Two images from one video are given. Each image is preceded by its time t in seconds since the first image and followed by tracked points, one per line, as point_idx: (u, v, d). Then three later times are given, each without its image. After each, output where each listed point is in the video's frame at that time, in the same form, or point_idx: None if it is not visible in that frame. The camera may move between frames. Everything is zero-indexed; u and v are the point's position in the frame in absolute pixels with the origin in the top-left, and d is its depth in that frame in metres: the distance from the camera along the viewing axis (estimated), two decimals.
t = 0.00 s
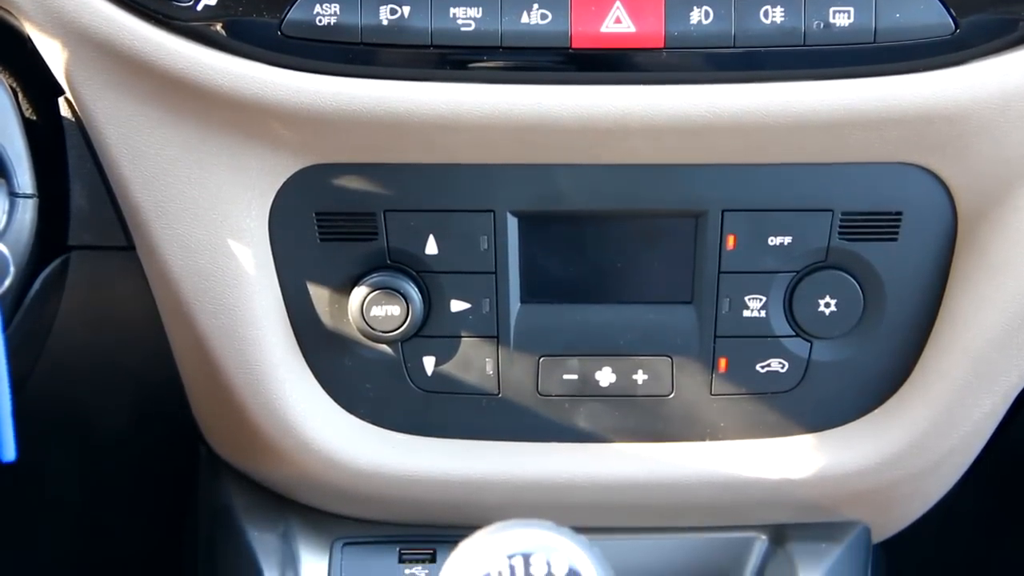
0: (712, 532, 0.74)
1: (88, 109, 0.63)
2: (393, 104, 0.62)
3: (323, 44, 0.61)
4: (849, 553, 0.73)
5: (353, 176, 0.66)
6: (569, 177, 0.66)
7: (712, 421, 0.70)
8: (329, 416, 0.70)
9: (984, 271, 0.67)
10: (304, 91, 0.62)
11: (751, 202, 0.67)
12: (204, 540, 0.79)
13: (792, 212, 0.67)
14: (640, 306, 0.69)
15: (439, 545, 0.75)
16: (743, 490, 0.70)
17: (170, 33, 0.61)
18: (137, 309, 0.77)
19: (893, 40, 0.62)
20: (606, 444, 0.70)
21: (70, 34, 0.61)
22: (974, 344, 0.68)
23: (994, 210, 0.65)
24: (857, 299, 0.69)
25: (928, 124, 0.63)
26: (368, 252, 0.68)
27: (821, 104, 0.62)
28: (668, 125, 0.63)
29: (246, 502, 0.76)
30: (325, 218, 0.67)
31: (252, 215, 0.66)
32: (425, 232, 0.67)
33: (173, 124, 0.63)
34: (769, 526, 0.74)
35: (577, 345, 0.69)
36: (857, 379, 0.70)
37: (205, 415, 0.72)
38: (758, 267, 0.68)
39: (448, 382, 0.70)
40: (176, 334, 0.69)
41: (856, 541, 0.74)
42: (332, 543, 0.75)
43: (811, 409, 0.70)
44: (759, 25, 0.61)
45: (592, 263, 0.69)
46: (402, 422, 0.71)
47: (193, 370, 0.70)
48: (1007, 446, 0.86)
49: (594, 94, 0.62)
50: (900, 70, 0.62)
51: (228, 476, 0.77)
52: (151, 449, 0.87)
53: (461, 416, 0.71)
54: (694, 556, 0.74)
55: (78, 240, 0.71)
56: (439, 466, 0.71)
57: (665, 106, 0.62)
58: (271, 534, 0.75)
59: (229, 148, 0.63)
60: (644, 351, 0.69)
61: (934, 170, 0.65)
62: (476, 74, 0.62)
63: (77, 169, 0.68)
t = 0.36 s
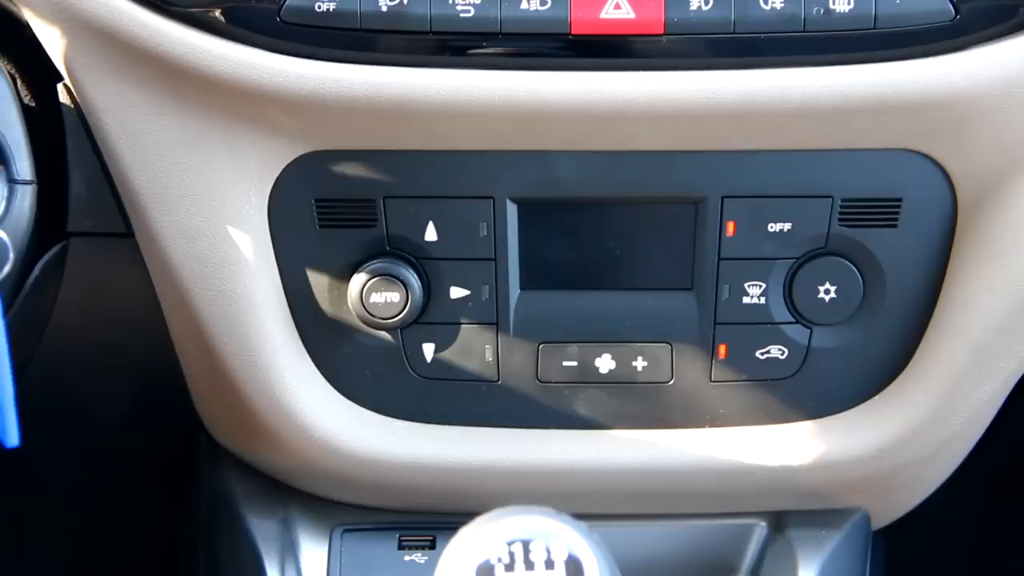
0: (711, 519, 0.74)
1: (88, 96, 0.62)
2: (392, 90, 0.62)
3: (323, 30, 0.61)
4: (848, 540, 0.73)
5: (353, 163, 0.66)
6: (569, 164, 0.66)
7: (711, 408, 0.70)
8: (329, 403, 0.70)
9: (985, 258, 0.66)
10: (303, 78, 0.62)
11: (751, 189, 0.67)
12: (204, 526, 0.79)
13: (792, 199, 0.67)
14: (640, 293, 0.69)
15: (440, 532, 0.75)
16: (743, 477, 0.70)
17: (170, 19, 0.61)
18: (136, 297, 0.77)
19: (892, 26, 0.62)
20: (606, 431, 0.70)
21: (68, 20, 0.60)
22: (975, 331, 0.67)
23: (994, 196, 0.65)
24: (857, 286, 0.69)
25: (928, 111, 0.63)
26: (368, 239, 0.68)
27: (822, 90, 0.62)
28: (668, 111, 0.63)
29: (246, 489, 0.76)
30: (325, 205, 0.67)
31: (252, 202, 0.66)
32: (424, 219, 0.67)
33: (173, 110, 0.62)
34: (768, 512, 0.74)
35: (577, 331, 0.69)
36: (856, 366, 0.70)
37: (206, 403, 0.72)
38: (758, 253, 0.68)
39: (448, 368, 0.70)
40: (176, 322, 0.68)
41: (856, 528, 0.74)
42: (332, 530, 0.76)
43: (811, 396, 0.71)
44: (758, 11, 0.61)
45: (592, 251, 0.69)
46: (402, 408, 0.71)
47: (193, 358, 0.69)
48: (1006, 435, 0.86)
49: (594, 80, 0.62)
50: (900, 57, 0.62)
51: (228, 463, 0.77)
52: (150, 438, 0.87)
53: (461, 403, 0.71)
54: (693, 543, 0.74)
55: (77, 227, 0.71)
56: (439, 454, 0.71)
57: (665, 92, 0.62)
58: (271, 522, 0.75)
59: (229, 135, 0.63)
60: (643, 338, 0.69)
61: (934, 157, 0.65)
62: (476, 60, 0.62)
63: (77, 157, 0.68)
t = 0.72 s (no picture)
0: (711, 506, 0.74)
1: (86, 82, 0.62)
2: (392, 76, 0.62)
3: (325, 16, 0.62)
4: (848, 526, 0.73)
5: (352, 149, 0.66)
6: (569, 150, 0.66)
7: (711, 395, 0.70)
8: (329, 390, 0.70)
9: (985, 244, 0.66)
10: (303, 63, 0.62)
11: (751, 175, 0.66)
12: (203, 513, 0.79)
13: (792, 185, 0.67)
14: (640, 279, 0.69)
15: (440, 518, 0.75)
16: (742, 463, 0.71)
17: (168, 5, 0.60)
18: (135, 284, 0.76)
19: (892, 12, 0.62)
20: (606, 417, 0.70)
21: (67, 6, 0.60)
22: (974, 318, 0.67)
23: (993, 182, 0.65)
24: (857, 272, 0.68)
25: (928, 97, 0.63)
26: (367, 226, 0.67)
27: (821, 76, 0.62)
28: (668, 97, 0.63)
29: (246, 476, 0.76)
30: (324, 192, 0.67)
31: (252, 188, 0.65)
32: (424, 205, 0.67)
33: (172, 95, 0.62)
34: (768, 499, 0.74)
35: (577, 318, 0.69)
36: (856, 353, 0.70)
37: (206, 390, 0.72)
38: (757, 240, 0.68)
39: (447, 355, 0.70)
40: (176, 309, 0.68)
41: (855, 514, 0.74)
42: (333, 516, 0.76)
43: (810, 382, 0.71)
44: None
45: (592, 237, 0.69)
46: (401, 395, 0.71)
47: (193, 346, 0.69)
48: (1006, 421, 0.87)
49: (594, 66, 0.62)
50: (899, 42, 0.62)
51: (228, 449, 0.77)
52: (149, 426, 0.88)
53: (460, 389, 0.71)
54: (693, 528, 0.75)
55: (77, 213, 0.71)
56: (439, 440, 0.71)
57: (666, 78, 0.62)
58: (270, 508, 0.75)
59: (228, 121, 0.63)
60: (643, 324, 0.69)
61: (934, 143, 0.65)
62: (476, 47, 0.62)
63: (76, 143, 0.67)
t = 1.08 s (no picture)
0: (711, 491, 0.74)
1: (84, 68, 0.62)
2: (391, 62, 0.62)
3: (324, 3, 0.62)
4: (847, 511, 0.73)
5: (351, 134, 0.65)
6: (568, 136, 0.65)
7: (710, 380, 0.70)
8: (328, 376, 0.70)
9: (983, 230, 0.67)
10: (302, 49, 0.61)
11: (751, 161, 0.66)
12: (202, 499, 0.79)
13: (792, 171, 0.67)
14: (639, 265, 0.69)
15: (439, 503, 0.75)
16: (741, 449, 0.71)
17: None
18: (134, 270, 0.76)
19: None
20: (604, 403, 0.70)
21: None
22: (973, 303, 0.67)
23: (992, 168, 0.65)
24: (856, 258, 0.68)
25: (927, 83, 0.63)
26: (366, 212, 0.67)
27: (821, 62, 0.62)
28: (667, 83, 0.63)
29: (245, 462, 0.76)
30: (323, 178, 0.66)
31: (250, 174, 0.65)
32: (422, 191, 0.67)
33: (170, 82, 0.62)
34: (766, 484, 0.74)
35: (576, 304, 0.69)
36: (855, 339, 0.70)
37: (205, 376, 0.72)
38: (756, 226, 0.68)
39: (445, 341, 0.70)
40: (175, 296, 0.68)
41: (854, 499, 0.74)
42: (332, 501, 0.76)
43: (809, 369, 0.71)
44: None
45: (591, 223, 0.68)
46: (400, 381, 0.71)
47: (192, 332, 0.69)
48: (1002, 405, 0.87)
49: (593, 51, 0.62)
50: (899, 28, 0.62)
51: (227, 436, 0.78)
52: (149, 413, 0.87)
53: (459, 375, 0.71)
54: (693, 514, 0.75)
55: (75, 199, 0.70)
56: (438, 425, 0.71)
57: (665, 64, 0.62)
58: (269, 494, 0.75)
59: (227, 107, 0.63)
60: (642, 310, 0.69)
61: (932, 129, 0.65)
62: (475, 33, 0.62)
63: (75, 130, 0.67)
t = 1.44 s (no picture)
0: (711, 478, 0.74)
1: (86, 54, 0.62)
2: (393, 48, 0.62)
3: None
4: (848, 497, 0.74)
5: (353, 121, 0.65)
6: (570, 122, 0.65)
7: (711, 367, 0.70)
8: (330, 362, 0.70)
9: (984, 217, 0.66)
10: (304, 36, 0.61)
11: (753, 148, 0.66)
12: (203, 485, 0.79)
13: (794, 157, 0.66)
14: (640, 252, 0.69)
15: (440, 490, 0.76)
16: (742, 436, 0.71)
17: None
18: (135, 256, 0.76)
19: None
20: (606, 390, 0.70)
21: None
22: (975, 290, 0.67)
23: (994, 155, 0.65)
24: (858, 245, 0.68)
25: (929, 70, 0.63)
26: (367, 198, 0.67)
27: (822, 48, 0.62)
28: (669, 69, 0.63)
29: (246, 448, 0.77)
30: (324, 164, 0.66)
31: (251, 160, 0.65)
32: (424, 177, 0.67)
33: (172, 67, 0.62)
34: (768, 471, 0.74)
35: (577, 291, 0.69)
36: (856, 326, 0.70)
37: (206, 363, 0.72)
38: (758, 212, 0.68)
39: (446, 328, 0.70)
40: (176, 282, 0.68)
41: (855, 487, 0.74)
42: (332, 489, 0.76)
43: (810, 356, 0.71)
44: None
45: (592, 210, 0.68)
46: (402, 367, 0.71)
47: (193, 318, 0.69)
48: (1002, 393, 0.87)
49: (595, 37, 0.62)
50: (902, 15, 0.63)
51: (228, 422, 0.78)
52: (149, 399, 0.87)
53: (460, 362, 0.71)
54: (693, 501, 0.75)
55: (77, 184, 0.70)
56: (439, 412, 0.71)
57: (666, 50, 0.62)
58: (270, 481, 0.75)
59: (228, 92, 0.63)
60: (643, 297, 0.69)
61: (935, 116, 0.65)
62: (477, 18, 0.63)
63: (76, 117, 0.67)
